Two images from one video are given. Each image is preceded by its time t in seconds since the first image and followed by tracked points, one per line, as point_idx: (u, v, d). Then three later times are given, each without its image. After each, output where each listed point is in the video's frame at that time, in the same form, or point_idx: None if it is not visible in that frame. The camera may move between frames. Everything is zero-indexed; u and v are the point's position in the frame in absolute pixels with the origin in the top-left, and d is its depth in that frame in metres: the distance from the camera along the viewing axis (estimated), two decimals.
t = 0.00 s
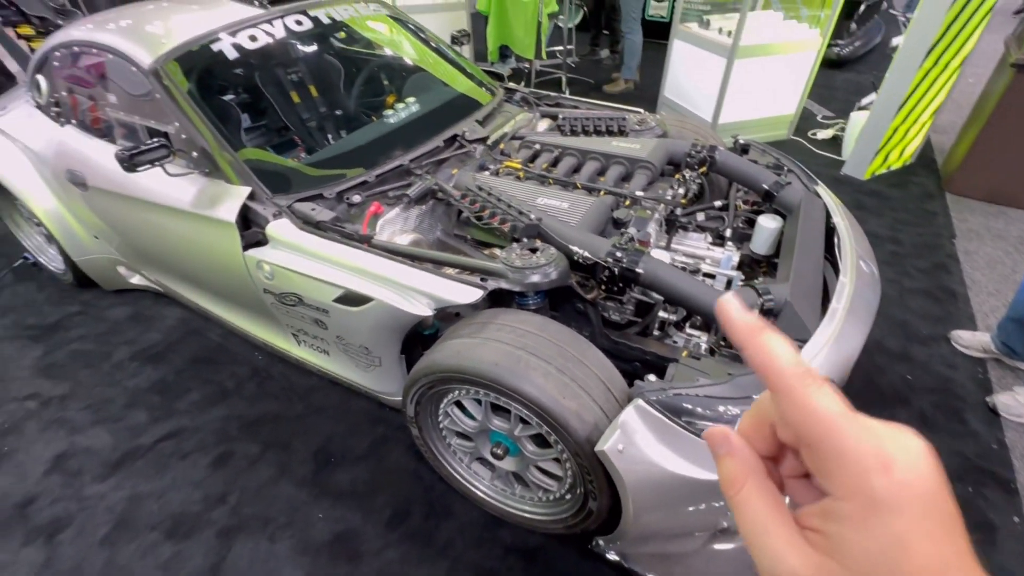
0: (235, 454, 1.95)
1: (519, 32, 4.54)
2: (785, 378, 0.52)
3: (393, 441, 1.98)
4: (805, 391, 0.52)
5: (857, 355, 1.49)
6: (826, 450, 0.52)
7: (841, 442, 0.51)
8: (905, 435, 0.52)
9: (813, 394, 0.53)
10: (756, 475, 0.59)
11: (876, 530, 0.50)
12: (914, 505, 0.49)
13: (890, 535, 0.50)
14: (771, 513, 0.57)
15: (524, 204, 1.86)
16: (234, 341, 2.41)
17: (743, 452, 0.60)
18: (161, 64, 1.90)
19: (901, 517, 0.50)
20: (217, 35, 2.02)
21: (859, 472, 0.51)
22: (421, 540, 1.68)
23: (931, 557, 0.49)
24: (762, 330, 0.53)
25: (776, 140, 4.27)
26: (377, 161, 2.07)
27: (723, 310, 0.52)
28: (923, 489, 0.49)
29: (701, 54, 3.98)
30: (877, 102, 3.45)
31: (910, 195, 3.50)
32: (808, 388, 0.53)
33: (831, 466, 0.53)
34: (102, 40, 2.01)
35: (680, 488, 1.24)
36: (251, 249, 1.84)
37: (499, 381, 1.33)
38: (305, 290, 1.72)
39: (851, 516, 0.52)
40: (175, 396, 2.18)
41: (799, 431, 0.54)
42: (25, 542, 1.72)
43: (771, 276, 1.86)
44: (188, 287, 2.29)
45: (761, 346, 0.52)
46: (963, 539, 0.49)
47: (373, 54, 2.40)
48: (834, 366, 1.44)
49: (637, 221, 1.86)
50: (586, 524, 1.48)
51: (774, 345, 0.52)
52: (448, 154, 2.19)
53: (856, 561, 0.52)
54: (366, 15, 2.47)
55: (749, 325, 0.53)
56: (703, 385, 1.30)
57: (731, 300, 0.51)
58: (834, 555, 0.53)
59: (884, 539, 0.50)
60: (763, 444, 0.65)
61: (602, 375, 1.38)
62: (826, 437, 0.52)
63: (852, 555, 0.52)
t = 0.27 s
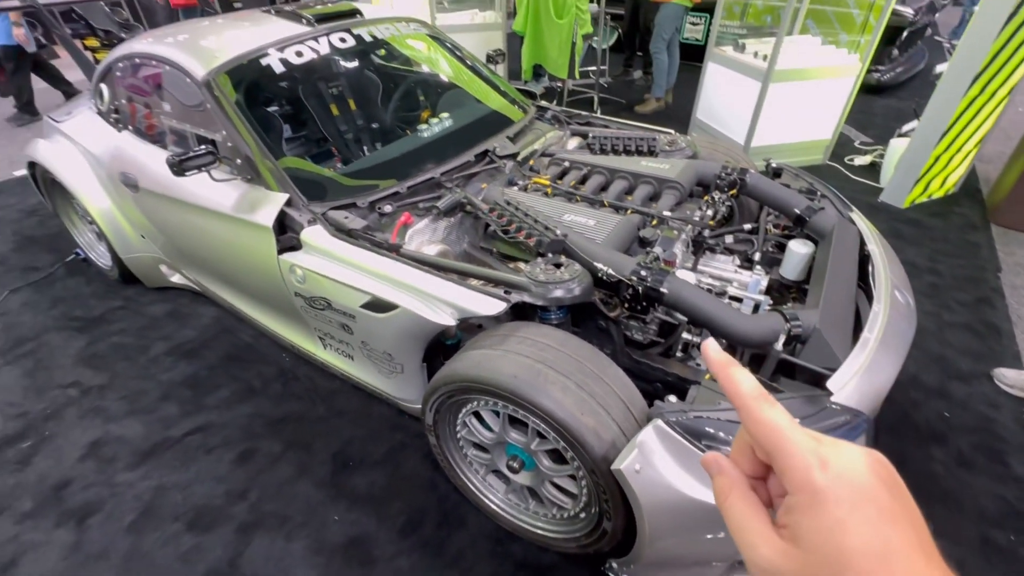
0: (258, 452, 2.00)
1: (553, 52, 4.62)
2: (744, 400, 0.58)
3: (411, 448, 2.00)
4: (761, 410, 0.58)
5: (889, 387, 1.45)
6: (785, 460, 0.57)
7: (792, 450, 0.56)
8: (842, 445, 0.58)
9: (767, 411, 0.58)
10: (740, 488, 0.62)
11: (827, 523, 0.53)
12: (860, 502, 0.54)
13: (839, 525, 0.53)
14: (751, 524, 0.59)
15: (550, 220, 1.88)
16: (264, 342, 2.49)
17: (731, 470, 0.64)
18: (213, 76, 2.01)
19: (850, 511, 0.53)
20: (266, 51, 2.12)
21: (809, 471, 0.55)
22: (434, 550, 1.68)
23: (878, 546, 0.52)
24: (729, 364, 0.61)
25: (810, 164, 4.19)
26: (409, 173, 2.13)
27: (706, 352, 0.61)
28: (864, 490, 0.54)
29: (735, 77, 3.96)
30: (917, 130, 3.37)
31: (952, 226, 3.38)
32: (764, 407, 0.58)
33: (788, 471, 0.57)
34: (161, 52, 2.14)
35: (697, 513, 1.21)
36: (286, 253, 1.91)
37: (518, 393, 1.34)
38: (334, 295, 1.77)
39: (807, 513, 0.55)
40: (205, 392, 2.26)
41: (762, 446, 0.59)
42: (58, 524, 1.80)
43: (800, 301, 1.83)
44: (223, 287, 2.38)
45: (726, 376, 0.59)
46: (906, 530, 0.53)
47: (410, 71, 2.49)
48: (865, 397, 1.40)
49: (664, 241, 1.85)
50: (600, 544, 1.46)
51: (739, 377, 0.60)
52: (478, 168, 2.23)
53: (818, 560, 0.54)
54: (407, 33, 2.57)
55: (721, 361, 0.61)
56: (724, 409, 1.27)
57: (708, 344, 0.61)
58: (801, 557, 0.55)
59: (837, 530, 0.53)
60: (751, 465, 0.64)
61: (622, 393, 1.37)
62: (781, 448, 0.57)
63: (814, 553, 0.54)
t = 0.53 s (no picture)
0: (278, 453, 2.04)
1: (585, 70, 4.66)
2: (760, 420, 0.57)
3: (427, 458, 2.00)
4: (778, 432, 0.57)
5: (926, 423, 1.38)
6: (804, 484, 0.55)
7: (810, 472, 0.55)
8: (863, 469, 0.56)
9: (784, 433, 0.57)
10: (760, 511, 0.60)
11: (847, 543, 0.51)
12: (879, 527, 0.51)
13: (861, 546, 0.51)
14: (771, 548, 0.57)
15: (575, 236, 1.88)
16: (289, 345, 2.55)
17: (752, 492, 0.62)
18: (256, 88, 2.10)
19: (872, 535, 0.51)
20: (307, 65, 2.21)
21: (828, 493, 0.54)
22: (444, 563, 1.67)
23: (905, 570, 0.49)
24: (746, 388, 0.60)
25: (846, 189, 4.09)
26: (438, 186, 2.17)
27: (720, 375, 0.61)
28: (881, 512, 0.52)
29: (769, 99, 3.91)
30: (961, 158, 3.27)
31: (998, 257, 3.23)
32: (781, 429, 0.57)
33: (806, 492, 0.55)
34: (210, 65, 2.26)
35: (716, 543, 1.17)
36: (314, 259, 1.95)
37: (535, 409, 1.33)
38: (358, 302, 1.81)
39: (828, 537, 0.53)
40: (231, 391, 2.32)
41: (779, 469, 0.58)
42: (86, 512, 1.86)
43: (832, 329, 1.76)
44: (254, 290, 2.46)
45: (740, 398, 0.59)
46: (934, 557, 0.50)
47: (444, 87, 2.56)
48: (899, 432, 1.33)
49: (690, 261, 1.82)
50: (613, 569, 1.42)
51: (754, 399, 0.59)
52: (505, 183, 2.25)
53: None
54: (443, 50, 2.63)
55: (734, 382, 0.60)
56: (747, 437, 1.23)
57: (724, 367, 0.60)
58: None
59: (860, 555, 0.50)
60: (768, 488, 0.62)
61: (641, 415, 1.34)
62: (799, 470, 0.55)
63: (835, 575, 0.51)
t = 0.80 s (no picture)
0: (290, 458, 2.05)
1: (614, 87, 4.64)
2: (789, 437, 0.50)
3: (435, 473, 1.98)
4: (809, 448, 0.49)
5: (964, 469, 1.28)
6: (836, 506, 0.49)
7: (850, 500, 0.48)
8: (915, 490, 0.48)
9: (815, 448, 0.50)
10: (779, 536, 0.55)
11: None
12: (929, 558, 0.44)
13: None
14: None
15: (593, 254, 1.85)
16: (307, 350, 2.57)
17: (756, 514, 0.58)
18: (287, 99, 2.15)
19: None
20: (339, 77, 2.26)
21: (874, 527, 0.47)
22: None
23: None
24: (764, 389, 0.51)
25: (883, 213, 3.94)
26: (459, 199, 2.17)
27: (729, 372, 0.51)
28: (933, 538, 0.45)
29: (804, 119, 3.81)
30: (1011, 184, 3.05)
31: None
32: (812, 444, 0.50)
33: (844, 524, 0.48)
34: (246, 76, 2.33)
35: None
36: (333, 268, 1.98)
37: (543, 431, 1.29)
38: (373, 312, 1.81)
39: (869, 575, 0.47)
40: (249, 393, 2.35)
41: (806, 487, 0.51)
42: (102, 506, 1.90)
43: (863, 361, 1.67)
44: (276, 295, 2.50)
45: (762, 407, 0.50)
46: None
47: (471, 100, 2.57)
48: (934, 477, 1.24)
49: (712, 284, 1.76)
50: None
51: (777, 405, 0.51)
52: (526, 198, 2.24)
53: None
54: (473, 65, 2.66)
55: (751, 385, 0.51)
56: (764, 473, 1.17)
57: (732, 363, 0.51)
58: None
59: None
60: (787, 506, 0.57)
61: (653, 442, 1.29)
62: (835, 496, 0.48)
63: None
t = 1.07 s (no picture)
0: (301, 462, 2.06)
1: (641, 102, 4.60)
2: (761, 441, 0.62)
3: (443, 485, 1.96)
4: (779, 452, 0.62)
5: (1001, 518, 1.19)
6: (805, 506, 0.60)
7: (815, 498, 0.59)
8: (876, 492, 0.59)
9: (785, 452, 0.62)
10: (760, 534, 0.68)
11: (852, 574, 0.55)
12: (883, 548, 0.54)
13: None
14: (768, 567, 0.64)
15: (610, 271, 1.82)
16: (325, 355, 2.61)
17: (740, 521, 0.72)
18: (316, 109, 2.21)
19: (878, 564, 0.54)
20: (368, 88, 2.30)
21: (838, 524, 0.58)
22: None
23: None
24: (740, 400, 0.65)
25: (922, 237, 3.77)
26: (479, 211, 2.18)
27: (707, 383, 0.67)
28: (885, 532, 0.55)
29: (839, 138, 3.69)
30: None
31: None
32: (781, 449, 0.62)
33: (812, 522, 0.60)
34: (279, 87, 2.40)
35: None
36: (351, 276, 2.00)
37: (548, 452, 1.26)
38: (387, 321, 1.82)
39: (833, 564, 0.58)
40: (265, 395, 2.39)
41: (782, 490, 0.62)
42: (120, 499, 1.95)
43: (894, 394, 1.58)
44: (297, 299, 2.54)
45: (739, 414, 0.63)
46: None
47: (498, 113, 2.59)
48: (968, 526, 1.15)
49: (733, 306, 1.70)
50: None
51: (753, 413, 0.64)
52: (545, 212, 2.23)
53: None
54: (501, 78, 2.67)
55: (728, 397, 0.65)
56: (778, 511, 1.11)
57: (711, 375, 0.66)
58: None
59: None
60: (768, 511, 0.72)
61: (662, 470, 1.25)
62: (804, 494, 0.60)
63: None
